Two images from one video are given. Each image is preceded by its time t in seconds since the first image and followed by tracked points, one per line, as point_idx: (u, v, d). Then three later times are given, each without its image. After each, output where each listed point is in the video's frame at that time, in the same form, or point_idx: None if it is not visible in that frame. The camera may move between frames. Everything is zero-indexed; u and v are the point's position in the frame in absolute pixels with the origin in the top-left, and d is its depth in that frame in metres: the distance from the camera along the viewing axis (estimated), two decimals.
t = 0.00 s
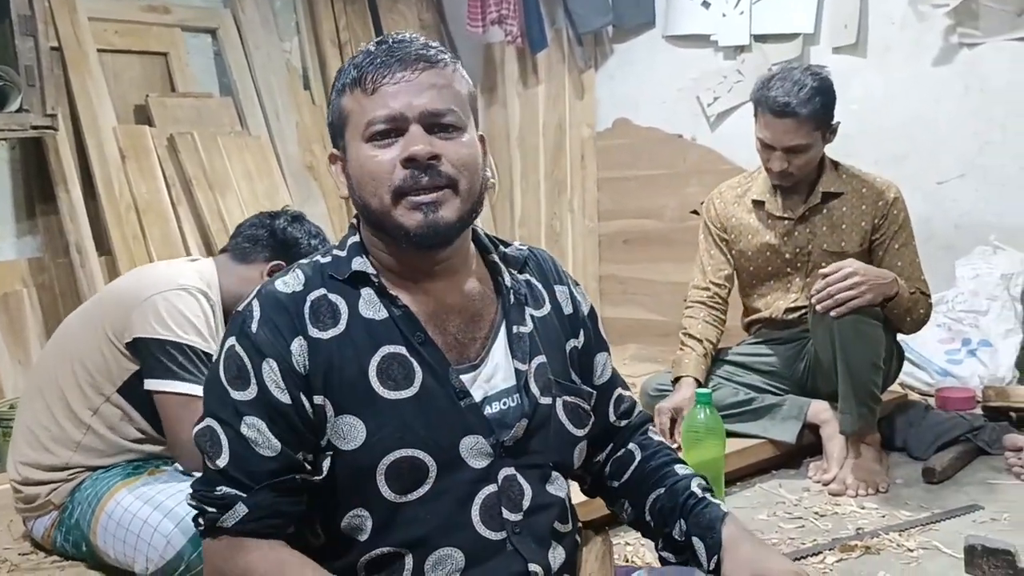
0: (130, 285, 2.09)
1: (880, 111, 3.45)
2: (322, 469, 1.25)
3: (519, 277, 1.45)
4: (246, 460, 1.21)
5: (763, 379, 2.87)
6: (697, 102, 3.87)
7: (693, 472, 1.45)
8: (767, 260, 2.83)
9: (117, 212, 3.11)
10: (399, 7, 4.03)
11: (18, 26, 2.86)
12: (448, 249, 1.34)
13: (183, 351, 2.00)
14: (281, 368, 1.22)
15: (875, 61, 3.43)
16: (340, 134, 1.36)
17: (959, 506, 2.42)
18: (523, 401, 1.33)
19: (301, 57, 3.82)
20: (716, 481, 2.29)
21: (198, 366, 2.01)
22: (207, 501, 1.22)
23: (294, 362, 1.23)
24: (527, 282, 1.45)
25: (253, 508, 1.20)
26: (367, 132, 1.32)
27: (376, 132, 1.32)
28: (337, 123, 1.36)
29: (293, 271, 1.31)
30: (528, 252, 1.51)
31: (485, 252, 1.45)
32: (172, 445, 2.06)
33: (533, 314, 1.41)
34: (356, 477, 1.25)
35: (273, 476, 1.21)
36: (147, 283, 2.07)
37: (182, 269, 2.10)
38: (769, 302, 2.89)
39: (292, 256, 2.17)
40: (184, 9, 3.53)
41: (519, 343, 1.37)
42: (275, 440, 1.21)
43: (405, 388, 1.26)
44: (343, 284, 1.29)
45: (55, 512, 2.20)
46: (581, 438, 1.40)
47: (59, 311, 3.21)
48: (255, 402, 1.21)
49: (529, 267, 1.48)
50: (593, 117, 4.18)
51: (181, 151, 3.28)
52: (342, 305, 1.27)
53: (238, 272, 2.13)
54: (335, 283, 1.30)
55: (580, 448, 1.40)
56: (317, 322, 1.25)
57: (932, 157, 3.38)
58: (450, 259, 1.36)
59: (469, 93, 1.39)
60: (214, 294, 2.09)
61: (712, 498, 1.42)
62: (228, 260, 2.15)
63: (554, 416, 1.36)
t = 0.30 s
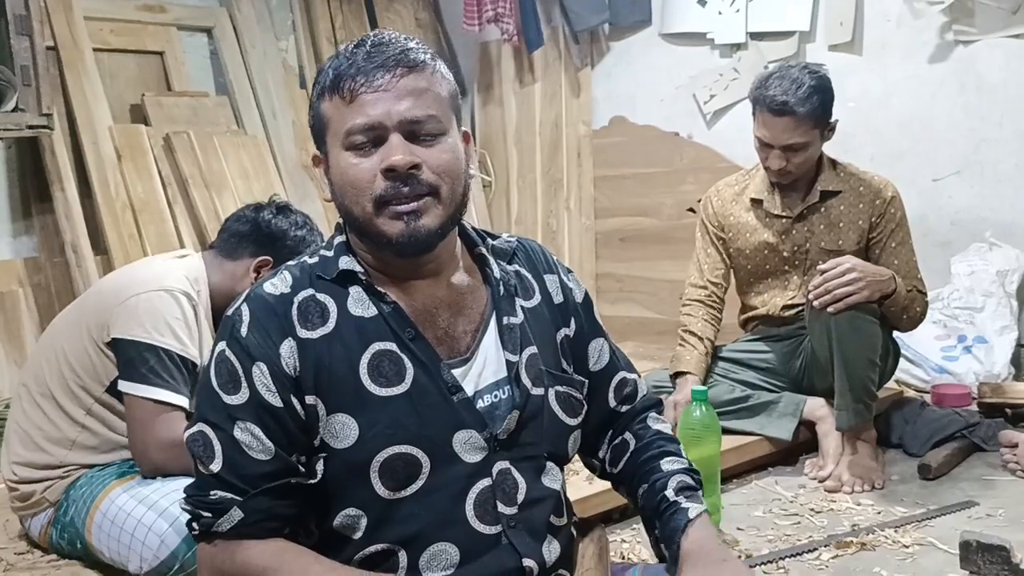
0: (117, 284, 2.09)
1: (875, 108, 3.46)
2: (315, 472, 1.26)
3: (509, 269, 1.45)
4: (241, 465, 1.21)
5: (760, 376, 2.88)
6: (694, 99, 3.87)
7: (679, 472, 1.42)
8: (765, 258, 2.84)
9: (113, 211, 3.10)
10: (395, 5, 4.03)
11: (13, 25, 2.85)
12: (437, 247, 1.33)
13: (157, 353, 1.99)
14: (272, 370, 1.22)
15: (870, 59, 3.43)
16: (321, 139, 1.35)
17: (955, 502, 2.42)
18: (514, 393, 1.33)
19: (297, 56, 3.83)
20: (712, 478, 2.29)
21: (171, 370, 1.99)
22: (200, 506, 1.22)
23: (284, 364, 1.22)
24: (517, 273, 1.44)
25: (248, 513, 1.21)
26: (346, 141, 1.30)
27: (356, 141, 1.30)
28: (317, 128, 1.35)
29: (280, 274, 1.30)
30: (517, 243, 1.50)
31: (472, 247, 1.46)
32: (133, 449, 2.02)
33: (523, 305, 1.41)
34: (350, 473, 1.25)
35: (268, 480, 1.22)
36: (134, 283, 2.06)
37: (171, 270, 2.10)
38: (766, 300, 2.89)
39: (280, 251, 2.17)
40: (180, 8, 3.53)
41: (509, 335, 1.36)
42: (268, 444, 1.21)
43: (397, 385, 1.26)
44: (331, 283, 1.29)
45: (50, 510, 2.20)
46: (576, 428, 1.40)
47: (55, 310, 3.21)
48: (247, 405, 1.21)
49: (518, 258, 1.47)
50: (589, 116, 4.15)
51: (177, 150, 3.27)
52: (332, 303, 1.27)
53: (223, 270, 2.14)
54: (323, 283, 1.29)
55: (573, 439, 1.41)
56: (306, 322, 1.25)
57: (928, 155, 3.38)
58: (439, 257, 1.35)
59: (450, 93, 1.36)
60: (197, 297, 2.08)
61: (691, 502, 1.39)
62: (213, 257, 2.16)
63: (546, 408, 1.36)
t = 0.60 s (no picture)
0: (107, 287, 2.07)
1: (873, 105, 3.46)
2: (291, 469, 1.24)
3: (509, 270, 1.44)
4: (217, 460, 1.21)
5: (761, 372, 2.88)
6: (692, 96, 3.86)
7: (652, 497, 1.41)
8: (764, 254, 2.83)
9: (111, 209, 3.10)
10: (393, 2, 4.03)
11: (11, 23, 2.84)
12: (425, 245, 1.32)
13: (145, 359, 1.97)
14: (255, 368, 1.21)
15: (869, 55, 3.43)
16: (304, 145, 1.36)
17: (955, 498, 2.42)
18: (514, 393, 1.33)
19: (295, 53, 3.83)
20: (712, 474, 2.30)
21: (159, 375, 1.97)
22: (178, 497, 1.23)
23: (267, 362, 1.22)
24: (518, 275, 1.43)
25: (215, 505, 1.21)
26: (317, 146, 1.30)
27: (326, 145, 1.30)
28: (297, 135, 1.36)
29: (275, 271, 1.30)
30: (519, 244, 1.49)
31: (473, 247, 1.45)
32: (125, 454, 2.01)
33: (524, 306, 1.40)
34: (344, 471, 1.24)
35: (238, 475, 1.21)
36: (124, 286, 2.04)
37: (161, 274, 2.07)
38: (764, 297, 2.89)
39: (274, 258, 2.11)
40: (178, 6, 3.52)
41: (508, 336, 1.35)
42: (246, 440, 1.21)
43: (389, 382, 1.25)
44: (325, 281, 1.28)
45: (48, 509, 2.20)
46: (574, 431, 1.39)
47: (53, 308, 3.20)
48: (227, 402, 1.21)
49: (520, 260, 1.46)
50: (589, 113, 4.14)
51: (175, 148, 3.26)
52: (324, 301, 1.27)
53: (221, 276, 2.10)
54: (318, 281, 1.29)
55: (570, 441, 1.39)
56: (298, 320, 1.25)
57: (927, 151, 3.38)
58: (429, 253, 1.33)
59: (420, 85, 1.33)
60: (188, 301, 2.05)
61: (657, 530, 1.38)
62: (211, 259, 2.12)
63: (544, 409, 1.35)
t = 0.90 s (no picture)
0: (97, 284, 2.06)
1: (872, 103, 3.45)
2: (269, 475, 1.25)
3: (504, 268, 1.43)
4: (200, 457, 1.23)
5: (761, 371, 2.87)
6: (692, 94, 3.86)
7: (635, 503, 1.38)
8: (763, 253, 2.83)
9: (110, 207, 3.09)
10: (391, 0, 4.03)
11: (8, 20, 2.84)
12: (412, 243, 1.31)
13: (132, 357, 1.96)
14: (236, 369, 1.22)
15: (868, 53, 3.43)
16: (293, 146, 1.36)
17: (954, 496, 2.42)
18: (507, 391, 1.31)
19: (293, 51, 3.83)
20: (713, 472, 2.30)
21: (147, 374, 1.97)
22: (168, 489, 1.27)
23: (249, 364, 1.22)
24: (512, 273, 1.42)
25: (195, 499, 1.23)
26: (301, 149, 1.30)
27: (309, 148, 1.29)
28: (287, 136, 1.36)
29: (268, 272, 1.31)
30: (515, 242, 1.48)
31: (469, 245, 1.44)
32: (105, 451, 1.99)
33: (518, 304, 1.39)
34: (339, 468, 1.24)
35: (217, 474, 1.23)
36: (114, 283, 2.03)
37: (151, 271, 2.06)
38: (764, 295, 2.88)
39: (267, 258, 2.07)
40: (176, 4, 3.51)
41: (501, 333, 1.34)
42: (226, 442, 1.23)
43: (377, 380, 1.25)
44: (315, 281, 1.29)
45: (48, 509, 2.18)
46: (567, 430, 1.38)
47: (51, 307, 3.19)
48: (210, 402, 1.23)
49: (515, 257, 1.46)
50: (588, 111, 4.15)
51: (173, 146, 3.26)
52: (313, 302, 1.27)
53: (215, 275, 2.08)
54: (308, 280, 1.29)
55: (566, 439, 1.38)
56: (285, 321, 1.25)
57: (926, 150, 3.38)
58: (416, 247, 1.32)
59: (401, 85, 1.31)
60: (177, 299, 2.04)
61: (637, 534, 1.35)
62: (206, 257, 2.10)
63: (539, 406, 1.34)
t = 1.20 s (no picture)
0: (74, 268, 2.05)
1: (872, 99, 3.45)
2: (265, 467, 1.25)
3: (500, 263, 1.42)
4: (194, 448, 1.23)
5: (760, 368, 2.87)
6: (692, 91, 3.86)
7: (638, 445, 1.42)
8: (762, 251, 2.83)
9: (108, 204, 3.09)
10: None
11: (8, 18, 2.83)
12: (410, 241, 1.30)
13: (98, 338, 1.94)
14: (232, 363, 1.22)
15: (867, 50, 3.42)
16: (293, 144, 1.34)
17: (954, 493, 2.42)
18: (505, 382, 1.31)
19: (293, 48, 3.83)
20: (712, 470, 2.30)
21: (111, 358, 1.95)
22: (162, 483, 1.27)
23: (245, 358, 1.22)
24: (508, 267, 1.42)
25: (189, 491, 1.23)
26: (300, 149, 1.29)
27: (309, 149, 1.28)
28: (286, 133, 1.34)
29: (265, 268, 1.31)
30: (511, 236, 1.48)
31: (465, 239, 1.44)
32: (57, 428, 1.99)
33: (514, 298, 1.39)
34: (336, 462, 1.24)
35: (211, 465, 1.23)
36: (89, 266, 2.03)
37: (129, 257, 2.05)
38: (763, 293, 2.88)
39: (243, 249, 2.06)
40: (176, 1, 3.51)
41: (497, 327, 1.34)
42: (220, 434, 1.23)
43: (373, 374, 1.25)
44: (311, 276, 1.29)
45: (38, 510, 2.16)
46: (564, 422, 1.38)
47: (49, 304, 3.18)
48: (207, 396, 1.23)
49: (511, 252, 1.45)
50: (588, 108, 4.15)
51: (172, 143, 3.25)
52: (309, 296, 1.27)
53: (189, 265, 2.07)
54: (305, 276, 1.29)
55: (563, 430, 1.38)
56: (282, 315, 1.25)
57: (926, 147, 3.38)
58: (415, 244, 1.31)
59: (406, 90, 1.30)
60: (151, 285, 2.03)
61: (639, 465, 1.39)
62: (180, 249, 2.09)
63: (535, 399, 1.34)
